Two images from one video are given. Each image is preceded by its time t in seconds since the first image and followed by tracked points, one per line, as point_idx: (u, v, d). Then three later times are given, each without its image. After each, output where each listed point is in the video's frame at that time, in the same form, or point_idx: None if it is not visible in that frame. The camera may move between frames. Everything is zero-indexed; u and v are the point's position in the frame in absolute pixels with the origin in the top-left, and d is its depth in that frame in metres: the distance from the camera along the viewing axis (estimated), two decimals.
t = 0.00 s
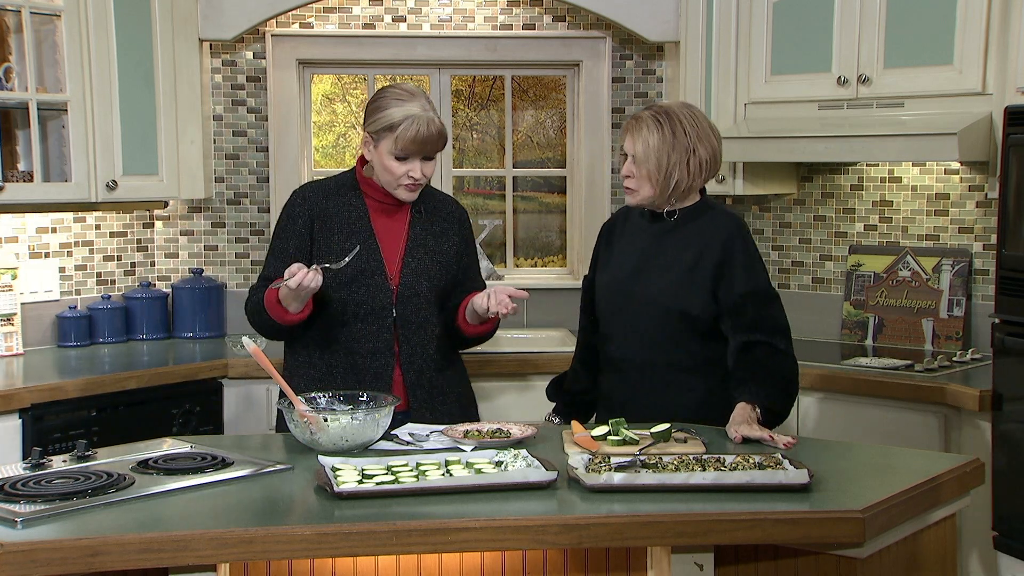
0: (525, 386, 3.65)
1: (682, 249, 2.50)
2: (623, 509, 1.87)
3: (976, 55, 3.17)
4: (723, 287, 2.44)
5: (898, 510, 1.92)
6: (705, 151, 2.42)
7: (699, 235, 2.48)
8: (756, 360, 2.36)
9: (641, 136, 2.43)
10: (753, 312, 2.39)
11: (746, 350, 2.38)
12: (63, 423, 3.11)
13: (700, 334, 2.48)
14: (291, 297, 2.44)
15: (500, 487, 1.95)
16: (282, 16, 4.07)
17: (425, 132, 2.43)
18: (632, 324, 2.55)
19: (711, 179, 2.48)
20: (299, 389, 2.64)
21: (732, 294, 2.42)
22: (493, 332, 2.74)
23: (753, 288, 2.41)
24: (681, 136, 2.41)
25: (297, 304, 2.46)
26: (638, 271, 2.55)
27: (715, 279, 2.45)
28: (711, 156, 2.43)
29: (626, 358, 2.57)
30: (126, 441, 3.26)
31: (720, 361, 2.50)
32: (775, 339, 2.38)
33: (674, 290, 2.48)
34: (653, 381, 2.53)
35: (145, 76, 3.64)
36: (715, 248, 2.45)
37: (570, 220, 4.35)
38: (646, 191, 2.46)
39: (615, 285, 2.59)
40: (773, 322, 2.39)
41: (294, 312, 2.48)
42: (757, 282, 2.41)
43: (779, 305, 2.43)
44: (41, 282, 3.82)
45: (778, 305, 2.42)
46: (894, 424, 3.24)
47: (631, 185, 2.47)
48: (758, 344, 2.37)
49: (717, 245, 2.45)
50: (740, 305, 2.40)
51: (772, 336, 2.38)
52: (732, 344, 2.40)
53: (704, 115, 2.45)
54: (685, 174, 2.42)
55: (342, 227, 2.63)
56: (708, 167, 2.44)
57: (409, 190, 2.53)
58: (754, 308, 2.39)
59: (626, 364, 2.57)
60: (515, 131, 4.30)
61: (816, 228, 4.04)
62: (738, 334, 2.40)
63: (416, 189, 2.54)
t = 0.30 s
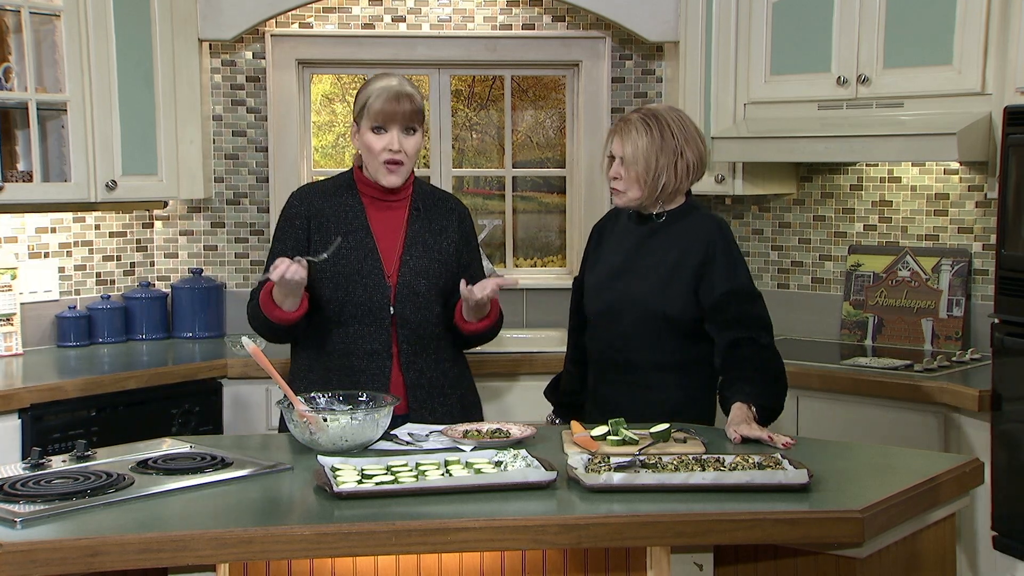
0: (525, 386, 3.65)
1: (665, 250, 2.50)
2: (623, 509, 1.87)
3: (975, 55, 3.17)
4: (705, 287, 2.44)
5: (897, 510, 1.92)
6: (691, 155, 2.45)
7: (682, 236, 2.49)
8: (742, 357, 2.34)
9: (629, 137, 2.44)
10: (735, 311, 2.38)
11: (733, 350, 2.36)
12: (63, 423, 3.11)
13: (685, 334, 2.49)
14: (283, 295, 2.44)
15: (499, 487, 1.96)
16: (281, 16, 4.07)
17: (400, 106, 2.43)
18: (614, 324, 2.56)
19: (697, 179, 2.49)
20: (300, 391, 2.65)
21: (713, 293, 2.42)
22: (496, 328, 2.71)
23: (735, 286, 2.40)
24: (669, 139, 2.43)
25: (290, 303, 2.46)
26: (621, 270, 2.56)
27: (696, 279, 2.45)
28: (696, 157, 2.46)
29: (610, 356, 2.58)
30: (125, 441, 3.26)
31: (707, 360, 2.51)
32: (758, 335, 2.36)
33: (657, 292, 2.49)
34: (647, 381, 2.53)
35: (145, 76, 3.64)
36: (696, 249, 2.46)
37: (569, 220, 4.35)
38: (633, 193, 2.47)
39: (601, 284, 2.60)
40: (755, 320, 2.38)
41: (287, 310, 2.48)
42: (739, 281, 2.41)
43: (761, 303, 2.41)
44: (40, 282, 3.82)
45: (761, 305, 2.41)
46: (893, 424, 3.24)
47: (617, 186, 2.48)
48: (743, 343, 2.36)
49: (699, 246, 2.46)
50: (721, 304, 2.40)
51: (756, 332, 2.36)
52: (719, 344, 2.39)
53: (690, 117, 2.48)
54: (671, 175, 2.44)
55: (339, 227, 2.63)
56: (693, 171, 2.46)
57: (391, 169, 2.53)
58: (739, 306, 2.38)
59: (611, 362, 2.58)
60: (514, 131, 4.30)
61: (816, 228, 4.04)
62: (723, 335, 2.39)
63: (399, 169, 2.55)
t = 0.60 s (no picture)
0: (521, 386, 3.65)
1: (659, 249, 2.51)
2: (620, 509, 1.87)
3: (972, 55, 3.17)
4: (693, 288, 2.44)
5: (894, 510, 1.92)
6: (687, 150, 2.45)
7: (674, 236, 2.49)
8: (734, 360, 2.33)
9: (628, 132, 2.46)
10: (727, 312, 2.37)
11: (726, 349, 2.35)
12: (60, 423, 3.11)
13: (679, 333, 2.48)
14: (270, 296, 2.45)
15: (496, 487, 1.95)
16: (278, 16, 4.06)
17: (379, 99, 2.46)
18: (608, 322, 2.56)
19: (695, 178, 2.49)
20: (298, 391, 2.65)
21: (702, 296, 2.42)
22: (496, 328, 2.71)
23: (726, 287, 2.40)
24: (669, 137, 2.44)
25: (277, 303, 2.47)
26: (616, 269, 2.58)
27: (687, 278, 2.45)
28: (693, 154, 2.46)
29: (603, 355, 2.57)
30: (123, 441, 3.25)
31: (700, 358, 2.52)
32: (751, 335, 2.35)
33: (649, 291, 2.49)
34: (643, 381, 2.52)
35: (142, 76, 3.64)
36: (688, 249, 2.46)
37: (566, 220, 4.35)
38: (628, 188, 2.49)
39: (596, 283, 2.62)
40: (745, 320, 2.37)
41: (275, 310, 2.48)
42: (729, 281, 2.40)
43: (752, 304, 2.41)
44: (37, 282, 3.82)
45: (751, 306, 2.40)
46: (891, 423, 3.24)
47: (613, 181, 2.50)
48: (737, 342, 2.35)
49: (692, 245, 2.46)
50: (712, 306, 2.40)
51: (748, 333, 2.36)
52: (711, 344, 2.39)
53: (691, 116, 2.49)
54: (666, 171, 2.45)
55: (334, 226, 2.63)
56: (691, 171, 2.47)
57: (376, 161, 2.54)
58: (733, 305, 2.38)
59: (604, 361, 2.57)
60: (511, 131, 4.30)
61: (813, 228, 4.04)
62: (716, 335, 2.38)
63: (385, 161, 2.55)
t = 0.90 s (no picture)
0: (518, 386, 3.65)
1: (660, 249, 2.52)
2: (617, 509, 1.87)
3: (968, 55, 3.17)
4: (698, 288, 2.43)
5: (890, 510, 1.93)
6: (694, 152, 2.45)
7: (676, 235, 2.50)
8: (737, 362, 2.33)
9: (637, 131, 2.46)
10: (730, 314, 2.37)
11: (728, 352, 2.35)
12: (56, 423, 3.11)
13: (681, 332, 2.48)
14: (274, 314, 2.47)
15: (493, 487, 1.96)
16: (275, 16, 4.06)
17: (376, 102, 2.45)
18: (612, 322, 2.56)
19: (701, 180, 2.49)
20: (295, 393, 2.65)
21: (708, 296, 2.41)
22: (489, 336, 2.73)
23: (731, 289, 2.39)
24: (676, 135, 2.44)
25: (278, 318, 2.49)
26: (619, 270, 2.59)
27: (690, 279, 2.45)
28: (700, 157, 2.46)
29: (604, 357, 2.57)
30: (119, 441, 3.25)
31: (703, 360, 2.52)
32: (753, 338, 2.36)
33: (651, 291, 2.49)
34: (643, 383, 2.52)
35: (138, 77, 3.64)
36: (692, 250, 2.45)
37: (563, 219, 4.35)
38: (633, 187, 2.50)
39: (599, 284, 2.62)
40: (749, 322, 2.37)
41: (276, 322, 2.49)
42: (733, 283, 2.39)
43: (756, 306, 2.41)
44: (33, 282, 3.82)
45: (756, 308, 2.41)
46: (887, 423, 3.25)
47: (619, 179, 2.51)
48: (739, 344, 2.35)
49: (694, 244, 2.46)
50: (716, 307, 2.39)
51: (749, 335, 2.36)
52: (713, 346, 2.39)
53: (699, 119, 2.48)
54: (672, 172, 2.45)
55: (331, 229, 2.63)
56: (697, 172, 2.47)
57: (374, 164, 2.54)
58: (736, 307, 2.38)
59: (606, 362, 2.57)
60: (508, 131, 4.30)
61: (809, 228, 4.05)
62: (718, 337, 2.38)
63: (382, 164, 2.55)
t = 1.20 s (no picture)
0: (515, 386, 3.65)
1: (672, 250, 2.52)
2: (614, 509, 1.87)
3: (966, 55, 3.17)
4: (725, 288, 2.45)
5: (887, 510, 1.93)
6: (723, 146, 2.49)
7: (695, 235, 2.50)
8: (751, 362, 2.38)
9: (675, 126, 2.44)
10: (754, 315, 2.41)
11: (742, 353, 2.39)
12: (53, 423, 3.11)
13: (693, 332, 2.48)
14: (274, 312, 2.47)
15: (490, 487, 1.96)
16: (272, 16, 4.05)
17: (374, 96, 2.47)
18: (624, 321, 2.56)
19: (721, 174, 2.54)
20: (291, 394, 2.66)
21: (734, 296, 2.43)
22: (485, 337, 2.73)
23: (755, 291, 2.42)
24: (711, 130, 2.46)
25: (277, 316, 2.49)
26: (642, 271, 2.54)
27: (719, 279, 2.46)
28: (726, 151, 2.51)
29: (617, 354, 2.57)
30: (117, 442, 3.25)
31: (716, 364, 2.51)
32: (767, 343, 2.40)
33: (672, 291, 2.49)
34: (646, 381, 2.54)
35: (135, 77, 3.64)
36: (719, 251, 2.46)
37: (560, 219, 4.35)
38: (672, 183, 2.47)
39: (618, 282, 2.58)
40: (770, 325, 2.41)
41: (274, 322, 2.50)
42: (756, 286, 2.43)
43: (778, 310, 2.45)
44: (30, 282, 3.81)
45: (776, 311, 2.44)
46: (884, 423, 3.25)
47: (653, 177, 2.47)
48: (754, 347, 2.39)
49: (716, 245, 2.47)
50: (739, 307, 2.42)
51: (764, 338, 2.40)
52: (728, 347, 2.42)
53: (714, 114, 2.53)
54: (711, 166, 2.47)
55: (327, 230, 2.63)
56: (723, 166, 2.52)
57: (372, 159, 2.52)
58: (755, 309, 2.41)
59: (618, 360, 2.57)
60: (506, 131, 4.30)
61: (807, 228, 4.05)
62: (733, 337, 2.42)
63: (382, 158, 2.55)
